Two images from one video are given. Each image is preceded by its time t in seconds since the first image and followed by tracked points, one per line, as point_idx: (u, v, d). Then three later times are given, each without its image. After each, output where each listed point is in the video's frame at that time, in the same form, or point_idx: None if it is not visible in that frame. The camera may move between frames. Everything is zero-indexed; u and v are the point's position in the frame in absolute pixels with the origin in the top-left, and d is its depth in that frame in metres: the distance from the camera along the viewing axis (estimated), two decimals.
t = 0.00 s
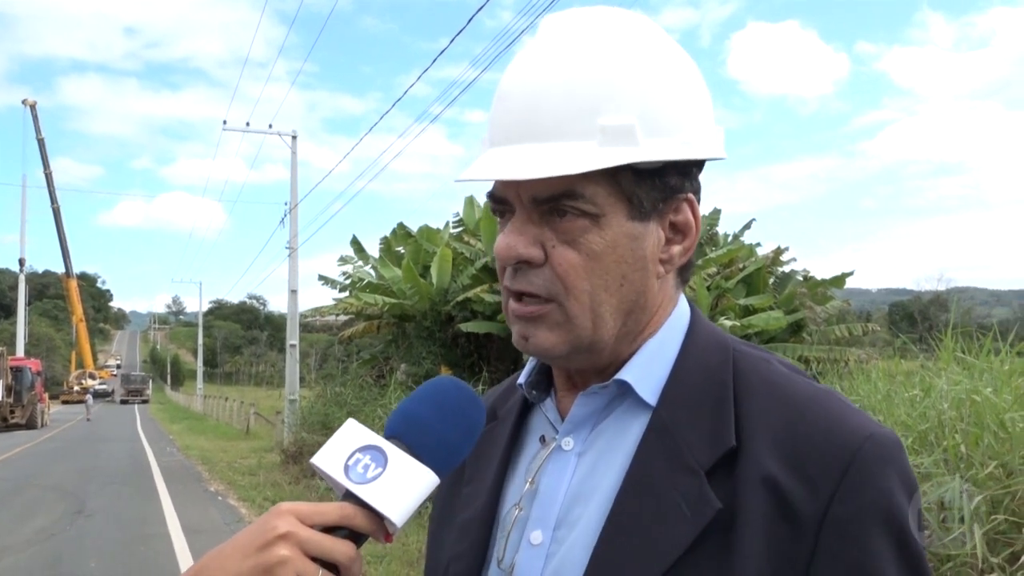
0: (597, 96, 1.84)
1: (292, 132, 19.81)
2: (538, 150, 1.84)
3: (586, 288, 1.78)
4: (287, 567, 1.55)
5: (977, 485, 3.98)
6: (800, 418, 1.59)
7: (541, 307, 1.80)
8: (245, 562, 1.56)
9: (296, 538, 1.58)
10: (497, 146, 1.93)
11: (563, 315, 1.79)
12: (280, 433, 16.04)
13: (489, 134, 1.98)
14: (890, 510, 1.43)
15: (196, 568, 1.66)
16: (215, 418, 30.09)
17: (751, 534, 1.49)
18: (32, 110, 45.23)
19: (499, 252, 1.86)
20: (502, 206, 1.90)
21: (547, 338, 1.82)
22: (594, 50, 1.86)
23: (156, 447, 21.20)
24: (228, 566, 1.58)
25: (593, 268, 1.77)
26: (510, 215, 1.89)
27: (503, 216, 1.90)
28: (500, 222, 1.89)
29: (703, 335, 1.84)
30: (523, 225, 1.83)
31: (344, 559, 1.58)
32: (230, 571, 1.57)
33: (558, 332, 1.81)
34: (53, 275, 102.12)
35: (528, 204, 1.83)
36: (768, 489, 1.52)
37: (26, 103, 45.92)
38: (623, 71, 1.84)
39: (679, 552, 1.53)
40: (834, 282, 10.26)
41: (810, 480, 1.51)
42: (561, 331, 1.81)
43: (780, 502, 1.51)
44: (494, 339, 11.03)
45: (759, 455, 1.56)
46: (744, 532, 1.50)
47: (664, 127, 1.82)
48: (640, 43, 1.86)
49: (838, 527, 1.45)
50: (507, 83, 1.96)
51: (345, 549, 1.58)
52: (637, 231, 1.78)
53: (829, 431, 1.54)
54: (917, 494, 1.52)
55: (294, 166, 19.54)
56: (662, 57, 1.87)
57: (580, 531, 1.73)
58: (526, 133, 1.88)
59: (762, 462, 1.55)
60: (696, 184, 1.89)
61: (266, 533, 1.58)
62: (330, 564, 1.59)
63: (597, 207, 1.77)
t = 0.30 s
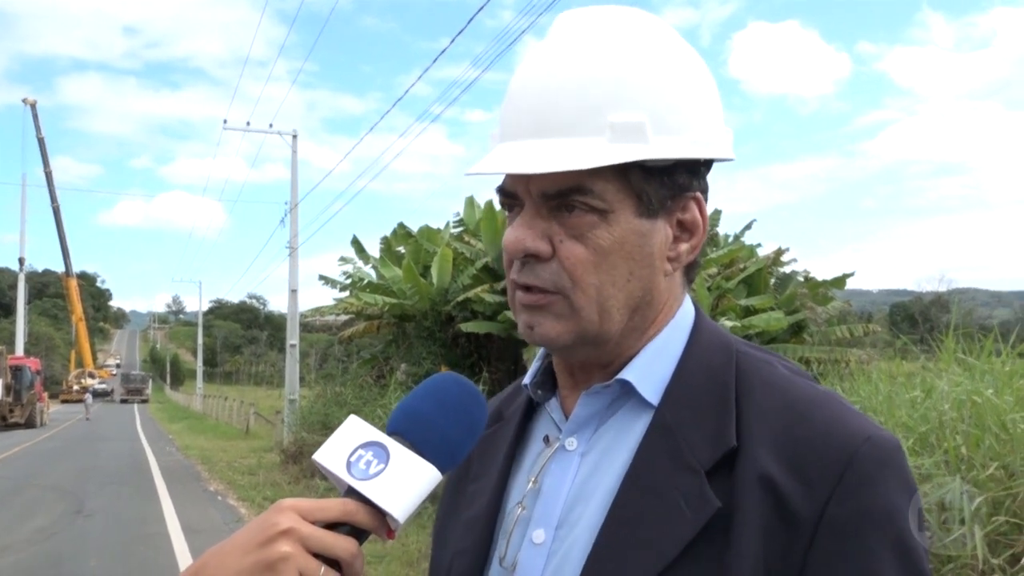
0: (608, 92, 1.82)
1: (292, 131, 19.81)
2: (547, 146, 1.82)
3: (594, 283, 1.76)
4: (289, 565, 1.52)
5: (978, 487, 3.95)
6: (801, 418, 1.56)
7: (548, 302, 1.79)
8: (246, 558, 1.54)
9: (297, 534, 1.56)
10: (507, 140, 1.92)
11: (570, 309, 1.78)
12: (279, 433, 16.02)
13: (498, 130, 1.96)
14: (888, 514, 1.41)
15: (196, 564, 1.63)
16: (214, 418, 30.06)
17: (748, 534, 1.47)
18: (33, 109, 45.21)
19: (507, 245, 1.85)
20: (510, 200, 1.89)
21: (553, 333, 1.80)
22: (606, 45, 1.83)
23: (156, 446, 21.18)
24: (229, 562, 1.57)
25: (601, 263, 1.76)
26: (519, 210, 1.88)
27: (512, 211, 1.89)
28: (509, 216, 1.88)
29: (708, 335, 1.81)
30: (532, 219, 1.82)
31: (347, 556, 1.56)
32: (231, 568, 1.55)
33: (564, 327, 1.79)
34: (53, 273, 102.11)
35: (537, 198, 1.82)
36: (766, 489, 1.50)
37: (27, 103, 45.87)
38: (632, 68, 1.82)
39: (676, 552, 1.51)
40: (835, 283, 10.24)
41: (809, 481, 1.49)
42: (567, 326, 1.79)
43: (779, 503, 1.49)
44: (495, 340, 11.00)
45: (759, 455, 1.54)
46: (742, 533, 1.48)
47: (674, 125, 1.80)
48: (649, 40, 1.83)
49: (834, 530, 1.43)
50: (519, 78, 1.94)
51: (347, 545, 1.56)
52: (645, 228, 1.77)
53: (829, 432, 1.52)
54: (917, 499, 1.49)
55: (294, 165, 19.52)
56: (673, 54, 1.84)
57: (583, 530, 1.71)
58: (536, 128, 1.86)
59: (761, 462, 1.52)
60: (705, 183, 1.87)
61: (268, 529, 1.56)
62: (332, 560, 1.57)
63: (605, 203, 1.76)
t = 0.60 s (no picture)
0: (620, 93, 1.82)
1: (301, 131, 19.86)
2: (558, 146, 1.82)
3: (605, 282, 1.76)
4: (303, 562, 1.53)
5: (988, 487, 3.93)
6: (810, 416, 1.56)
7: (559, 301, 1.79)
8: (260, 557, 1.54)
9: (311, 532, 1.56)
10: (519, 140, 1.92)
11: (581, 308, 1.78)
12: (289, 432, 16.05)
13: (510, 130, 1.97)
14: (897, 512, 1.40)
15: (211, 562, 1.64)
16: (224, 417, 30.15)
17: (758, 531, 1.47)
18: (44, 110, 45.40)
19: (518, 245, 1.86)
20: (521, 200, 1.89)
21: (564, 332, 1.80)
22: (617, 46, 1.83)
23: (166, 446, 21.25)
24: (244, 561, 1.57)
25: (612, 262, 1.76)
26: (530, 210, 1.88)
27: (523, 210, 1.89)
28: (520, 216, 1.88)
29: (718, 334, 1.81)
30: (543, 219, 1.82)
31: (360, 554, 1.56)
32: (246, 566, 1.56)
33: (575, 326, 1.79)
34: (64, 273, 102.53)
35: (548, 198, 1.82)
36: (775, 486, 1.50)
37: (38, 104, 46.05)
38: (645, 70, 1.82)
39: (684, 548, 1.51)
40: (845, 282, 10.20)
41: (818, 479, 1.48)
42: (578, 325, 1.79)
43: (788, 500, 1.49)
44: (503, 339, 10.99)
45: (768, 452, 1.53)
46: (751, 530, 1.47)
47: (684, 126, 1.79)
48: (665, 41, 1.83)
49: (843, 527, 1.43)
50: (530, 79, 1.94)
51: (360, 543, 1.56)
52: (655, 228, 1.77)
53: (838, 430, 1.51)
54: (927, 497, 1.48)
55: (303, 165, 19.55)
56: (684, 56, 1.84)
57: (592, 526, 1.71)
58: (547, 128, 1.86)
59: (770, 459, 1.52)
60: (715, 185, 1.86)
61: (282, 527, 1.56)
62: (345, 558, 1.57)
63: (615, 204, 1.76)
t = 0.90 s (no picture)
0: (631, 94, 1.83)
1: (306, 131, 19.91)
2: (569, 146, 1.84)
3: (615, 280, 1.78)
4: (311, 560, 1.54)
5: (992, 485, 3.95)
6: (815, 414, 1.57)
7: (571, 298, 1.81)
8: (268, 555, 1.56)
9: (319, 530, 1.57)
10: (529, 140, 1.93)
11: (592, 306, 1.80)
12: (294, 431, 16.09)
13: (520, 131, 1.98)
14: (903, 508, 1.42)
15: (219, 560, 1.65)
16: (229, 416, 30.21)
17: (765, 528, 1.48)
18: (50, 109, 45.54)
19: (530, 243, 1.87)
20: (532, 199, 1.91)
21: (575, 329, 1.82)
22: (629, 46, 1.84)
23: (171, 444, 21.30)
24: (252, 558, 1.58)
25: (622, 261, 1.78)
26: (541, 209, 1.90)
27: (534, 210, 1.91)
28: (531, 215, 1.90)
29: (724, 333, 1.83)
30: (553, 218, 1.84)
31: (366, 552, 1.58)
32: (255, 563, 1.57)
33: (586, 323, 1.81)
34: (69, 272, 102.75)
35: (559, 198, 1.84)
36: (782, 482, 1.51)
37: (44, 103, 46.09)
38: (654, 71, 1.83)
39: (691, 545, 1.53)
40: (849, 281, 10.21)
41: (824, 475, 1.50)
42: (589, 322, 1.81)
43: (794, 496, 1.50)
44: (508, 338, 11.00)
45: (775, 449, 1.55)
46: (758, 526, 1.49)
47: (694, 127, 1.80)
48: (674, 42, 1.84)
49: (848, 522, 1.44)
50: (541, 80, 1.96)
51: (367, 541, 1.58)
52: (664, 228, 1.79)
53: (844, 427, 1.53)
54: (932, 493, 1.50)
55: (308, 164, 19.58)
56: (695, 57, 1.85)
57: (599, 522, 1.73)
58: (559, 129, 1.87)
59: (777, 456, 1.54)
60: (723, 186, 1.88)
61: (289, 526, 1.58)
62: (352, 556, 1.59)
63: (626, 203, 1.78)
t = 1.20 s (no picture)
0: (641, 93, 1.83)
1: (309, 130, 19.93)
2: (579, 146, 1.84)
3: (629, 279, 1.79)
4: (318, 561, 1.56)
5: (994, 486, 3.96)
6: (817, 413, 1.58)
7: (585, 297, 1.82)
8: (275, 556, 1.57)
9: (325, 532, 1.59)
10: (536, 142, 1.94)
11: (606, 304, 1.81)
12: (296, 430, 16.10)
13: (525, 131, 1.98)
14: (903, 507, 1.43)
15: (227, 561, 1.67)
16: (232, 415, 30.23)
17: (765, 527, 1.49)
18: (53, 109, 45.58)
19: (541, 243, 1.88)
20: (542, 199, 1.92)
21: (588, 327, 1.83)
22: (637, 46, 1.85)
23: (173, 443, 21.31)
24: (259, 559, 1.60)
25: (636, 260, 1.79)
26: (552, 209, 1.90)
27: (545, 210, 1.92)
28: (541, 215, 1.91)
29: (727, 333, 1.84)
30: (565, 218, 1.85)
31: (373, 553, 1.58)
32: (262, 564, 1.59)
33: (600, 321, 1.82)
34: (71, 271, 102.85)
35: (571, 198, 1.85)
36: (782, 482, 1.52)
37: (48, 103, 46.11)
38: (663, 71, 1.84)
39: (693, 545, 1.53)
40: (851, 281, 10.20)
41: (825, 474, 1.51)
42: (602, 321, 1.82)
43: (794, 496, 1.51)
44: (510, 338, 11.01)
45: (777, 449, 1.56)
46: (759, 526, 1.50)
47: (702, 127, 1.82)
48: (681, 43, 1.85)
49: (848, 522, 1.45)
50: (547, 80, 1.96)
51: (373, 542, 1.59)
52: (675, 227, 1.80)
53: (846, 426, 1.53)
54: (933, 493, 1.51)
55: (310, 163, 19.60)
56: (701, 58, 1.86)
57: (602, 521, 1.74)
58: (569, 129, 1.88)
59: (778, 456, 1.54)
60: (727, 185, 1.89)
61: (297, 527, 1.59)
62: (359, 556, 1.59)
63: (638, 202, 1.79)
